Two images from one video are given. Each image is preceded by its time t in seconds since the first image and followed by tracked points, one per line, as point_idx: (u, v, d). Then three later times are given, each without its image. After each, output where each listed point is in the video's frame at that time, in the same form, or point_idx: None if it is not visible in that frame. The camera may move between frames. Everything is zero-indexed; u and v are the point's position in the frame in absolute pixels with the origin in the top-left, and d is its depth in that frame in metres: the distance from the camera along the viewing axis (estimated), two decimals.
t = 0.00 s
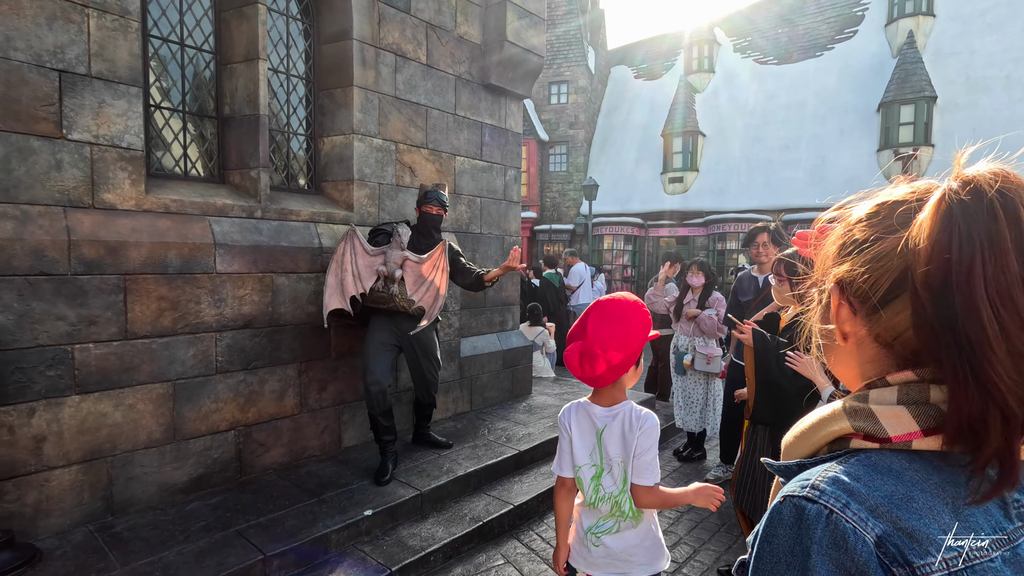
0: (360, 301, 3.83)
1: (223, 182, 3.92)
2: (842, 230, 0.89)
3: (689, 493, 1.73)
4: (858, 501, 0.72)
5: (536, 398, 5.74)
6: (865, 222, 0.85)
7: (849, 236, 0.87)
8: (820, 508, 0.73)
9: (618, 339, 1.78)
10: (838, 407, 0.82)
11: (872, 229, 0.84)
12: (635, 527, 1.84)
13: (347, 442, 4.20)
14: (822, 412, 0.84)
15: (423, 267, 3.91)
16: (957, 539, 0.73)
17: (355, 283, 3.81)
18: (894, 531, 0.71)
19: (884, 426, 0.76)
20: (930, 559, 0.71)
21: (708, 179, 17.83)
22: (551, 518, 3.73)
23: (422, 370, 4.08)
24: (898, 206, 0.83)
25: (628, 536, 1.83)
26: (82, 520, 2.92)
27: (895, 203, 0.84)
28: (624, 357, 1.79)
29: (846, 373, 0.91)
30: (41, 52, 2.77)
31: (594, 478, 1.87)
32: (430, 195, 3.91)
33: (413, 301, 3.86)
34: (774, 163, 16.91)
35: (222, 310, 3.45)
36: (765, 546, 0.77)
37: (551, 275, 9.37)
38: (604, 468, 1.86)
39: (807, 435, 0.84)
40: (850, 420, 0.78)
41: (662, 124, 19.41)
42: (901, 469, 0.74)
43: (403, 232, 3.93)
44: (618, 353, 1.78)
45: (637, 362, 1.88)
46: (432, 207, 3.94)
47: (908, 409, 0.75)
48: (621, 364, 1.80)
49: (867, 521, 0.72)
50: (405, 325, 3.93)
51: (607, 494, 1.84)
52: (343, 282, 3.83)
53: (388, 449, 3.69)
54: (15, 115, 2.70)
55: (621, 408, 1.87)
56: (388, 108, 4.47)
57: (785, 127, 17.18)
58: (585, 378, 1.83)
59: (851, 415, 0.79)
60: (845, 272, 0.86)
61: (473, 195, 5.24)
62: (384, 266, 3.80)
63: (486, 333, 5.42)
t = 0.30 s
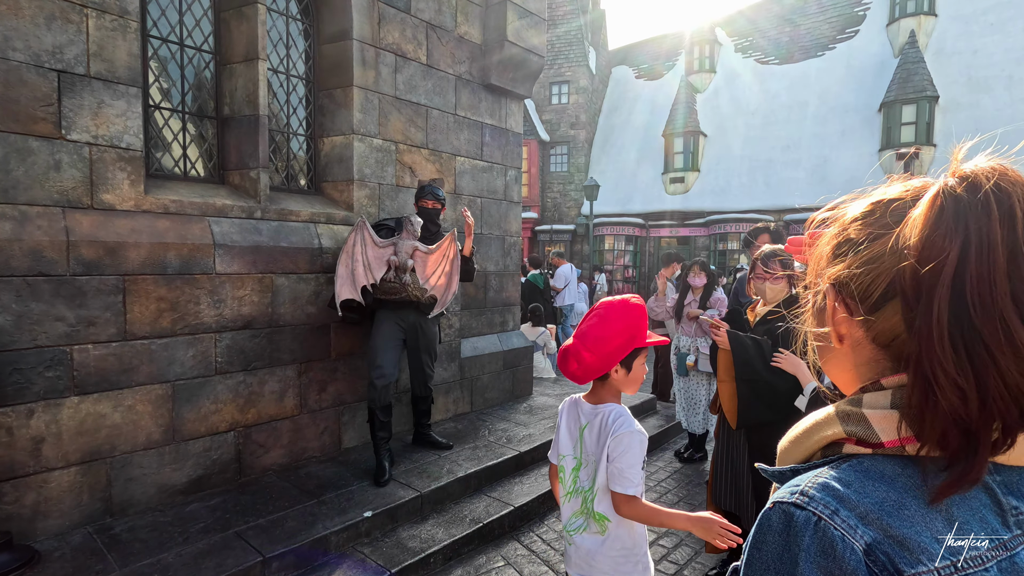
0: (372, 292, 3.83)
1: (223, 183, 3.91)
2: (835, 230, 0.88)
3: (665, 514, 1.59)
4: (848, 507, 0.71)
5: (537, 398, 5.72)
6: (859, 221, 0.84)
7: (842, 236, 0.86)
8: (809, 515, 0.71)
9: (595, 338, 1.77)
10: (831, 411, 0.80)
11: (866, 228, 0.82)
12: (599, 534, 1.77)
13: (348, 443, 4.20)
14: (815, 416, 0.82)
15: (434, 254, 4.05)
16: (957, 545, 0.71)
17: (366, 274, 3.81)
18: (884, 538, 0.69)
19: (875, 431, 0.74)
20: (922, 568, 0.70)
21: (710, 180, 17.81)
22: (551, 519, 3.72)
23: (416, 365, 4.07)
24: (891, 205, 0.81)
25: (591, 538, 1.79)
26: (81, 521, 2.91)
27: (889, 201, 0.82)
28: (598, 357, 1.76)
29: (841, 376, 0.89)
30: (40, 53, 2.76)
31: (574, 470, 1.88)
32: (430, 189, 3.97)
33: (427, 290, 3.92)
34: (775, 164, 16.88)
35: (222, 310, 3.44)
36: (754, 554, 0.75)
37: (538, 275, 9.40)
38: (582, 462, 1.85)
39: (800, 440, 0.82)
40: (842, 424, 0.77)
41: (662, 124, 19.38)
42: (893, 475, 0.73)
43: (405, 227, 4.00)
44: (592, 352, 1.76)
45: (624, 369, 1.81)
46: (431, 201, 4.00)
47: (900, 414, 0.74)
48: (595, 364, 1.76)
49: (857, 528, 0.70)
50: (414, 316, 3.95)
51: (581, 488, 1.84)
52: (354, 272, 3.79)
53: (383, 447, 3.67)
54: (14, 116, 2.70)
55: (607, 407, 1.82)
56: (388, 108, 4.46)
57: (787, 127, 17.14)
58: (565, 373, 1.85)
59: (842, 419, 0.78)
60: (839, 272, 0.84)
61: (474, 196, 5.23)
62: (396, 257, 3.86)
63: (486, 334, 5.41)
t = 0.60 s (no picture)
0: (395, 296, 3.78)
1: (226, 186, 3.92)
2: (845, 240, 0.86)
3: (685, 534, 1.56)
4: (857, 528, 0.69)
5: (540, 401, 5.71)
6: (872, 232, 0.82)
7: (855, 246, 0.84)
8: (817, 535, 0.71)
9: (593, 351, 1.79)
10: (841, 428, 0.79)
11: (879, 238, 0.80)
12: (615, 545, 1.76)
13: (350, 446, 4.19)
14: (823, 432, 0.81)
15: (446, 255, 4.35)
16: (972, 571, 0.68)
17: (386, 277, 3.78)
18: (895, 561, 0.68)
19: (886, 448, 0.73)
20: None
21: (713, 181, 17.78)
22: (555, 523, 3.70)
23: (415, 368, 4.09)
24: (906, 215, 0.80)
25: (607, 549, 1.78)
26: (84, 525, 2.91)
27: (902, 212, 0.80)
28: (595, 370, 1.78)
29: (848, 388, 0.88)
30: (44, 57, 2.77)
31: (588, 480, 1.87)
32: (416, 194, 3.91)
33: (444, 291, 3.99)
34: (779, 165, 16.83)
35: (225, 314, 3.44)
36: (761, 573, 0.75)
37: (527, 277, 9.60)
38: (595, 472, 1.84)
39: (808, 455, 0.81)
40: (852, 441, 0.75)
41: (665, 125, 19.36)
42: (904, 495, 0.71)
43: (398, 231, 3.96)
44: (589, 365, 1.79)
45: (630, 380, 1.79)
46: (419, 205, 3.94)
47: (911, 431, 0.72)
48: (594, 377, 1.79)
49: (866, 550, 0.68)
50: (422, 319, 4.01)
51: (595, 498, 1.83)
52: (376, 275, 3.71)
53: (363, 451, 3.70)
54: (18, 120, 2.71)
55: (620, 420, 1.79)
56: (391, 111, 4.46)
57: (790, 127, 17.10)
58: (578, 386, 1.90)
59: (851, 436, 0.76)
60: (851, 283, 0.82)
61: (476, 198, 5.23)
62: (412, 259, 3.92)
63: (489, 336, 5.40)
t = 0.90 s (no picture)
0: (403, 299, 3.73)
1: (231, 187, 3.93)
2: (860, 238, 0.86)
3: (714, 536, 1.54)
4: (869, 525, 0.69)
5: (544, 401, 5.71)
6: (886, 229, 0.82)
7: (869, 245, 0.84)
8: (828, 532, 0.70)
9: (615, 354, 1.73)
10: (853, 426, 0.79)
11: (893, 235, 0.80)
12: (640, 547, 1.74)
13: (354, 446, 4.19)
14: (834, 430, 0.81)
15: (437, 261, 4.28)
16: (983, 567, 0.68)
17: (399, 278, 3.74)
18: (907, 559, 0.68)
19: (899, 447, 0.72)
20: None
21: (716, 181, 17.77)
22: (559, 524, 3.70)
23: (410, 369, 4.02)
24: (919, 213, 0.80)
25: (631, 551, 1.76)
26: (90, 524, 2.92)
27: (916, 209, 0.80)
28: (617, 374, 1.72)
29: (863, 386, 0.88)
30: (51, 59, 2.78)
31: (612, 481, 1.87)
32: (397, 192, 3.81)
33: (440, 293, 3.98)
34: (782, 165, 16.80)
35: (230, 314, 3.45)
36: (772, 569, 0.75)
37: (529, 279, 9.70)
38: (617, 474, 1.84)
39: (820, 453, 0.81)
40: (864, 439, 0.75)
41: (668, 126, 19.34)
42: (917, 493, 0.71)
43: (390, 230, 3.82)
44: (613, 368, 1.73)
45: (653, 383, 1.73)
46: (401, 203, 3.85)
47: (924, 429, 0.72)
48: (616, 381, 1.73)
49: (878, 547, 0.68)
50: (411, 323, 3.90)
51: (618, 500, 1.83)
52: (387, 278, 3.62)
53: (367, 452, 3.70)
54: (26, 121, 2.72)
55: (638, 425, 1.74)
56: (395, 111, 4.46)
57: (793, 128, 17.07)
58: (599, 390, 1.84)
59: (864, 434, 0.76)
60: (864, 280, 0.82)
61: (480, 199, 5.23)
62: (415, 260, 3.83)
63: (492, 337, 5.40)
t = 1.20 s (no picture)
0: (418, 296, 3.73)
1: (236, 188, 3.95)
2: (901, 230, 0.83)
3: (713, 554, 1.54)
4: (878, 510, 0.71)
5: (547, 402, 5.72)
6: (936, 222, 0.80)
7: (915, 238, 0.81)
8: (838, 516, 0.72)
9: (641, 348, 1.72)
10: (864, 416, 0.81)
11: (943, 229, 0.79)
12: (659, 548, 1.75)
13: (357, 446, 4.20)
14: (845, 420, 0.83)
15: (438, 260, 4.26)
16: (989, 551, 0.69)
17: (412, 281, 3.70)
18: (914, 543, 0.69)
19: (909, 436, 0.74)
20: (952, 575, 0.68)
21: (718, 182, 17.79)
22: (563, 523, 3.71)
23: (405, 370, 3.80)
24: (972, 205, 0.78)
25: (649, 551, 1.78)
26: (97, 523, 2.94)
27: (967, 202, 0.78)
28: (642, 368, 1.71)
29: (875, 378, 0.89)
30: (59, 60, 2.80)
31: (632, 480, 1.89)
32: (391, 184, 3.75)
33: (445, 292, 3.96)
34: (783, 166, 16.81)
35: (235, 314, 3.47)
36: (781, 553, 0.76)
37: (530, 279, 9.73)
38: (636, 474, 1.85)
39: (831, 443, 0.83)
40: (875, 428, 0.77)
41: (670, 126, 19.35)
42: (926, 480, 0.72)
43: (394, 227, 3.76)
44: (637, 363, 1.71)
45: (675, 382, 1.73)
46: (396, 195, 3.79)
47: (935, 420, 0.73)
48: (638, 376, 1.71)
49: (887, 531, 0.69)
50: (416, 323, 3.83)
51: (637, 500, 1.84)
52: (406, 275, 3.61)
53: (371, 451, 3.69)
54: (34, 122, 2.74)
55: (659, 428, 1.74)
56: (399, 112, 4.48)
57: (795, 128, 17.07)
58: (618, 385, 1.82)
59: (875, 424, 0.78)
60: (911, 274, 0.81)
61: (483, 199, 5.25)
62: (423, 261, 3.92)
63: (495, 337, 5.42)
